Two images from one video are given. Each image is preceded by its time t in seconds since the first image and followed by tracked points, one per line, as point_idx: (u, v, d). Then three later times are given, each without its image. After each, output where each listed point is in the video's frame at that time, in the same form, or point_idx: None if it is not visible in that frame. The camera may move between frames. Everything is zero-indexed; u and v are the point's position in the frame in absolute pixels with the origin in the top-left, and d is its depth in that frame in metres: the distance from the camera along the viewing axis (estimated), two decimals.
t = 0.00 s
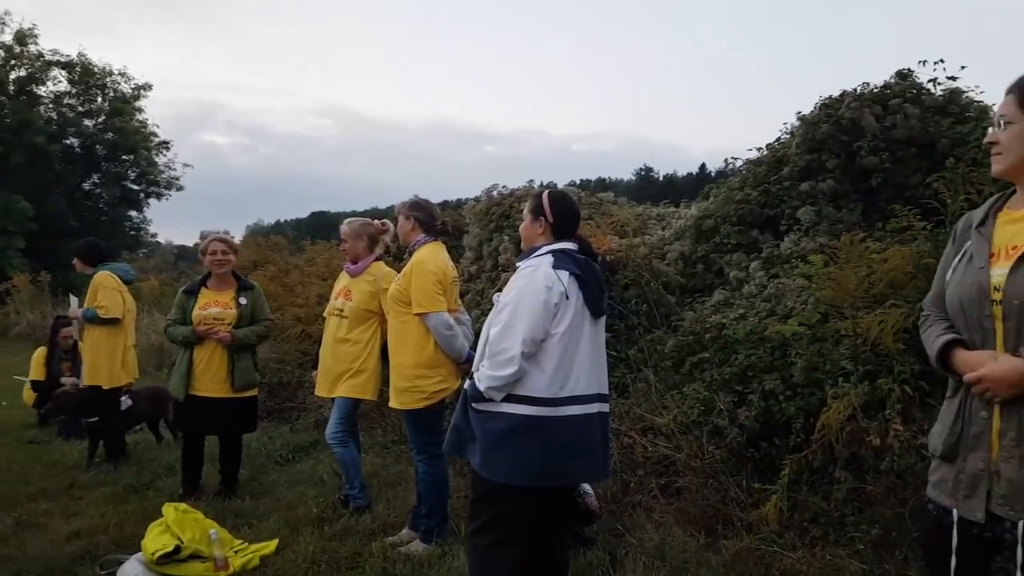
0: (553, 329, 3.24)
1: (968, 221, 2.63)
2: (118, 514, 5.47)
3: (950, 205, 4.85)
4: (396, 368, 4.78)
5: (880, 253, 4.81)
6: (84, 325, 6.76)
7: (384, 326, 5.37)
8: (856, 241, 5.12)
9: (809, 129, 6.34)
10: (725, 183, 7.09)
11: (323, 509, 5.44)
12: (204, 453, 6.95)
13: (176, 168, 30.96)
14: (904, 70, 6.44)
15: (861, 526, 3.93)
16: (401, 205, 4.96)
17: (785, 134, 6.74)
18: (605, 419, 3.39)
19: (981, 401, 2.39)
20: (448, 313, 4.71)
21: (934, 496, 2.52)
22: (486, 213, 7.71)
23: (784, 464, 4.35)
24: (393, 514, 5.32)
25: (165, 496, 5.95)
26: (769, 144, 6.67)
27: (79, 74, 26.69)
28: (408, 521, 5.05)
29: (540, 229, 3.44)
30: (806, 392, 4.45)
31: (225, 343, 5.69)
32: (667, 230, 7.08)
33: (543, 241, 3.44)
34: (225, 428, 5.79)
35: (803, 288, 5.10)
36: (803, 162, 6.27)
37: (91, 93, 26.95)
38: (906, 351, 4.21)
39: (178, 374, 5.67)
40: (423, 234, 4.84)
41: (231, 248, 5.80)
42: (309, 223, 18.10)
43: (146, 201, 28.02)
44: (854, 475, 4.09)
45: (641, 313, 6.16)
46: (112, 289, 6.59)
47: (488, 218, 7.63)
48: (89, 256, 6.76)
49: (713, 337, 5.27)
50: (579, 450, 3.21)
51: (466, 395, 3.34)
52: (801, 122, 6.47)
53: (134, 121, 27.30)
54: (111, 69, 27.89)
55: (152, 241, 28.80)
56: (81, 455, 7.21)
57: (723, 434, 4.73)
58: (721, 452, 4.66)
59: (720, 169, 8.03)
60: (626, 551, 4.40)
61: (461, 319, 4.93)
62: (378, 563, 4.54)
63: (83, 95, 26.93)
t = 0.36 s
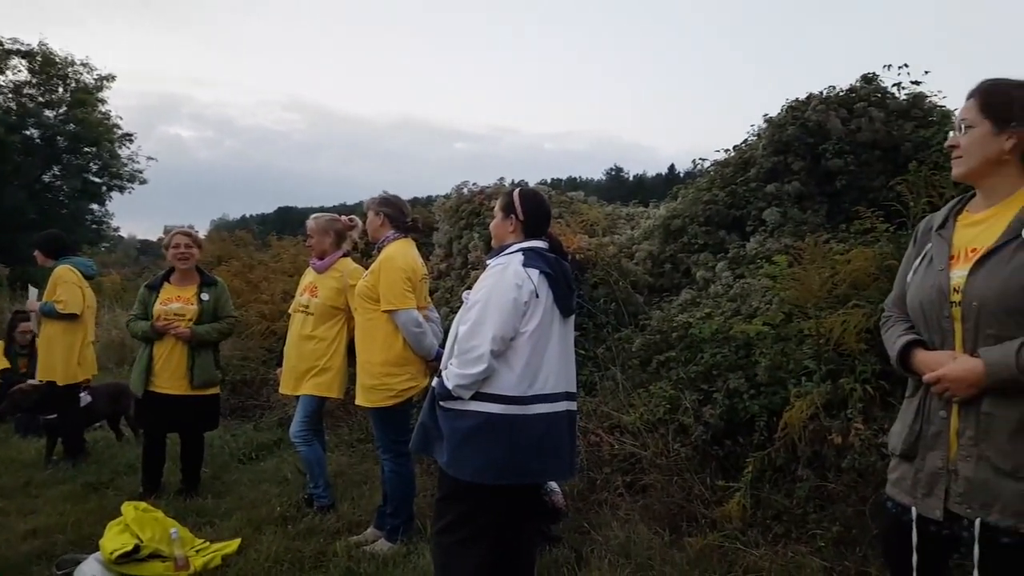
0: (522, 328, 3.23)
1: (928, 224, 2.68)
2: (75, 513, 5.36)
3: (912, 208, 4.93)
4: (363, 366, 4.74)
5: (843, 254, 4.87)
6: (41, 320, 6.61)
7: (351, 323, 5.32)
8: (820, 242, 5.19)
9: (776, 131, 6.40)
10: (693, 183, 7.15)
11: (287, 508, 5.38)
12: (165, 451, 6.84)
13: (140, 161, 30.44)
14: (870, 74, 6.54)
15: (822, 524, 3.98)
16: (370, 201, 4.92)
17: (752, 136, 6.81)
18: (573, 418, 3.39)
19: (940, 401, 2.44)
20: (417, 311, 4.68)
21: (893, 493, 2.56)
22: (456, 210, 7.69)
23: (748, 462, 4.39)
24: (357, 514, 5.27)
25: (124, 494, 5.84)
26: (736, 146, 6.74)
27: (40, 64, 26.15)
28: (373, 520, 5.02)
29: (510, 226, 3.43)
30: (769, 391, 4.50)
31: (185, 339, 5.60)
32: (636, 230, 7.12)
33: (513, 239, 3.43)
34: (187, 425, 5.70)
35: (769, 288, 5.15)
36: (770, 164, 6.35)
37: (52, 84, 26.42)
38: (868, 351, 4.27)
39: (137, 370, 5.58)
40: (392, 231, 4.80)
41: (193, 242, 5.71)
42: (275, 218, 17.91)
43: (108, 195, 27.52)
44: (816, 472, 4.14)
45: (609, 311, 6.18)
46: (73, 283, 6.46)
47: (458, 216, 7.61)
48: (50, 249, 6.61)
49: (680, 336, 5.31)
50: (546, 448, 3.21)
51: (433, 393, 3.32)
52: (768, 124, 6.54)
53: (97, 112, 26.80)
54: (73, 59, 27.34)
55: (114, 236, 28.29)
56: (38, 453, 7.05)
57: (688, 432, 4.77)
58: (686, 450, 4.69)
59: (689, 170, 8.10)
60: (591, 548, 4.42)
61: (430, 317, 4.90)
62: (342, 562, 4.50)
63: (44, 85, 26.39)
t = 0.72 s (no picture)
0: (493, 323, 3.23)
1: (893, 221, 2.71)
2: (37, 512, 5.26)
3: (878, 206, 4.99)
4: (332, 362, 4.70)
5: (810, 251, 4.93)
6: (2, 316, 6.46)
7: (319, 319, 5.28)
8: (787, 239, 5.24)
9: (745, 129, 6.45)
10: (664, 180, 7.19)
11: (254, 506, 5.33)
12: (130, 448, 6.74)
13: (105, 154, 29.92)
14: (837, 73, 6.60)
15: (789, 517, 4.03)
16: (340, 195, 4.88)
17: (722, 134, 6.86)
18: (544, 413, 3.39)
19: (904, 395, 2.48)
20: (388, 306, 4.65)
21: (858, 487, 2.60)
22: (427, 205, 7.66)
23: (716, 456, 4.43)
24: (326, 511, 5.24)
25: (88, 492, 5.75)
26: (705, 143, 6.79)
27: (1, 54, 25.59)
28: (342, 517, 4.99)
29: (481, 222, 3.42)
30: (737, 386, 4.55)
31: (151, 334, 5.52)
32: (607, 226, 7.15)
33: (485, 235, 3.42)
34: (152, 423, 5.62)
35: (736, 284, 5.20)
36: (738, 162, 6.40)
37: (14, 75, 25.87)
38: (833, 347, 4.31)
39: (103, 366, 5.50)
40: (363, 226, 4.77)
41: (159, 236, 5.62)
42: (244, 212, 17.72)
43: (73, 188, 27.02)
44: (783, 466, 4.19)
45: (580, 307, 6.20)
46: (35, 278, 6.32)
47: (429, 211, 7.58)
48: (12, 243, 6.47)
49: (650, 331, 5.33)
50: (516, 443, 3.21)
51: (403, 389, 3.30)
52: (737, 122, 6.59)
53: (61, 104, 26.29)
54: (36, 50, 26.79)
55: (78, 230, 27.78)
56: None
57: (658, 427, 4.80)
58: (655, 444, 4.72)
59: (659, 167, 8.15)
60: (561, 543, 4.43)
61: (401, 312, 4.87)
62: (310, 560, 4.47)
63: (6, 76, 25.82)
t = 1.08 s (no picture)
0: (464, 320, 3.22)
1: (859, 217, 2.74)
2: None
3: (845, 202, 5.05)
4: (302, 359, 4.65)
5: (778, 246, 4.98)
6: None
7: (288, 316, 5.22)
8: (756, 235, 5.29)
9: (714, 125, 6.50)
10: (635, 176, 7.23)
11: (223, 505, 5.27)
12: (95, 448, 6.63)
13: (69, 149, 29.37)
14: (805, 70, 6.67)
15: (758, 510, 4.06)
16: (309, 190, 4.83)
17: (692, 130, 6.90)
18: (515, 409, 3.39)
19: (869, 388, 2.51)
20: (359, 303, 4.62)
21: (825, 480, 2.63)
22: (398, 201, 7.62)
23: (687, 449, 4.47)
24: (296, 509, 5.20)
25: (52, 493, 5.64)
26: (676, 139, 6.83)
27: None
28: (312, 516, 4.95)
29: (453, 218, 3.41)
30: (706, 380, 4.59)
31: (114, 332, 5.43)
32: (579, 222, 7.17)
33: (456, 230, 3.41)
34: (117, 422, 5.53)
35: (706, 279, 5.25)
36: (708, 158, 6.44)
37: None
38: (801, 341, 4.35)
39: (65, 364, 5.41)
40: (332, 221, 4.72)
41: (122, 233, 5.52)
42: (213, 208, 17.49)
43: (36, 183, 26.49)
44: (752, 460, 4.22)
45: (553, 303, 6.21)
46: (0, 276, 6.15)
47: (401, 207, 7.54)
48: None
49: (622, 326, 5.36)
50: (488, 440, 3.20)
51: (373, 386, 3.27)
52: (707, 118, 6.64)
53: (23, 98, 25.75)
54: None
55: (42, 226, 27.26)
56: None
57: (629, 422, 4.82)
58: (627, 439, 4.75)
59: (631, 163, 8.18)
60: (533, 539, 4.44)
61: (371, 309, 4.84)
62: (280, 559, 4.43)
63: None
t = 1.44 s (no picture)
0: (430, 319, 3.20)
1: (818, 216, 2.78)
2: None
3: (806, 201, 5.12)
4: (265, 361, 4.60)
5: (741, 245, 5.03)
6: None
7: (250, 316, 5.16)
8: (720, 233, 5.34)
9: (679, 125, 6.55)
10: (602, 175, 7.26)
11: (184, 509, 5.20)
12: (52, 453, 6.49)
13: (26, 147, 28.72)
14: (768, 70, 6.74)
15: (722, 505, 4.10)
16: (270, 188, 4.77)
17: (657, 129, 6.95)
18: (482, 409, 3.38)
19: (829, 384, 2.54)
20: (323, 303, 4.58)
21: (785, 475, 2.66)
22: (364, 199, 7.57)
23: (653, 446, 4.50)
24: (259, 513, 5.14)
25: (7, 499, 5.52)
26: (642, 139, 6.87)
27: None
28: (276, 519, 4.89)
29: (418, 216, 3.39)
30: (671, 377, 4.62)
31: (63, 333, 5.32)
32: (548, 221, 7.19)
33: (421, 229, 3.39)
34: (74, 426, 5.42)
35: (671, 278, 5.28)
36: (673, 158, 6.48)
37: None
38: (763, 338, 4.39)
39: (15, 365, 5.32)
40: (294, 219, 4.67)
41: (74, 232, 5.42)
42: (174, 206, 17.22)
43: None
44: (715, 455, 4.26)
45: (521, 301, 6.22)
46: None
47: (367, 205, 7.50)
48: None
49: (589, 325, 5.38)
50: (454, 441, 3.19)
51: (337, 387, 3.24)
52: (672, 118, 6.69)
53: None
54: None
55: None
56: None
57: (596, 419, 4.84)
58: (594, 436, 4.76)
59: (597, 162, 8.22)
60: (500, 539, 4.43)
61: (336, 308, 4.79)
62: (242, 564, 4.38)
63: None
